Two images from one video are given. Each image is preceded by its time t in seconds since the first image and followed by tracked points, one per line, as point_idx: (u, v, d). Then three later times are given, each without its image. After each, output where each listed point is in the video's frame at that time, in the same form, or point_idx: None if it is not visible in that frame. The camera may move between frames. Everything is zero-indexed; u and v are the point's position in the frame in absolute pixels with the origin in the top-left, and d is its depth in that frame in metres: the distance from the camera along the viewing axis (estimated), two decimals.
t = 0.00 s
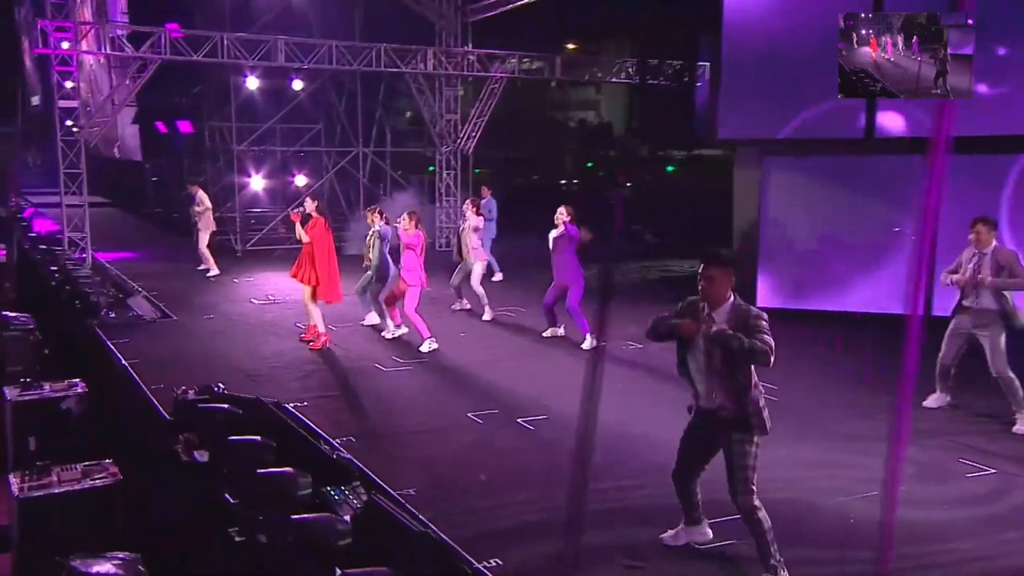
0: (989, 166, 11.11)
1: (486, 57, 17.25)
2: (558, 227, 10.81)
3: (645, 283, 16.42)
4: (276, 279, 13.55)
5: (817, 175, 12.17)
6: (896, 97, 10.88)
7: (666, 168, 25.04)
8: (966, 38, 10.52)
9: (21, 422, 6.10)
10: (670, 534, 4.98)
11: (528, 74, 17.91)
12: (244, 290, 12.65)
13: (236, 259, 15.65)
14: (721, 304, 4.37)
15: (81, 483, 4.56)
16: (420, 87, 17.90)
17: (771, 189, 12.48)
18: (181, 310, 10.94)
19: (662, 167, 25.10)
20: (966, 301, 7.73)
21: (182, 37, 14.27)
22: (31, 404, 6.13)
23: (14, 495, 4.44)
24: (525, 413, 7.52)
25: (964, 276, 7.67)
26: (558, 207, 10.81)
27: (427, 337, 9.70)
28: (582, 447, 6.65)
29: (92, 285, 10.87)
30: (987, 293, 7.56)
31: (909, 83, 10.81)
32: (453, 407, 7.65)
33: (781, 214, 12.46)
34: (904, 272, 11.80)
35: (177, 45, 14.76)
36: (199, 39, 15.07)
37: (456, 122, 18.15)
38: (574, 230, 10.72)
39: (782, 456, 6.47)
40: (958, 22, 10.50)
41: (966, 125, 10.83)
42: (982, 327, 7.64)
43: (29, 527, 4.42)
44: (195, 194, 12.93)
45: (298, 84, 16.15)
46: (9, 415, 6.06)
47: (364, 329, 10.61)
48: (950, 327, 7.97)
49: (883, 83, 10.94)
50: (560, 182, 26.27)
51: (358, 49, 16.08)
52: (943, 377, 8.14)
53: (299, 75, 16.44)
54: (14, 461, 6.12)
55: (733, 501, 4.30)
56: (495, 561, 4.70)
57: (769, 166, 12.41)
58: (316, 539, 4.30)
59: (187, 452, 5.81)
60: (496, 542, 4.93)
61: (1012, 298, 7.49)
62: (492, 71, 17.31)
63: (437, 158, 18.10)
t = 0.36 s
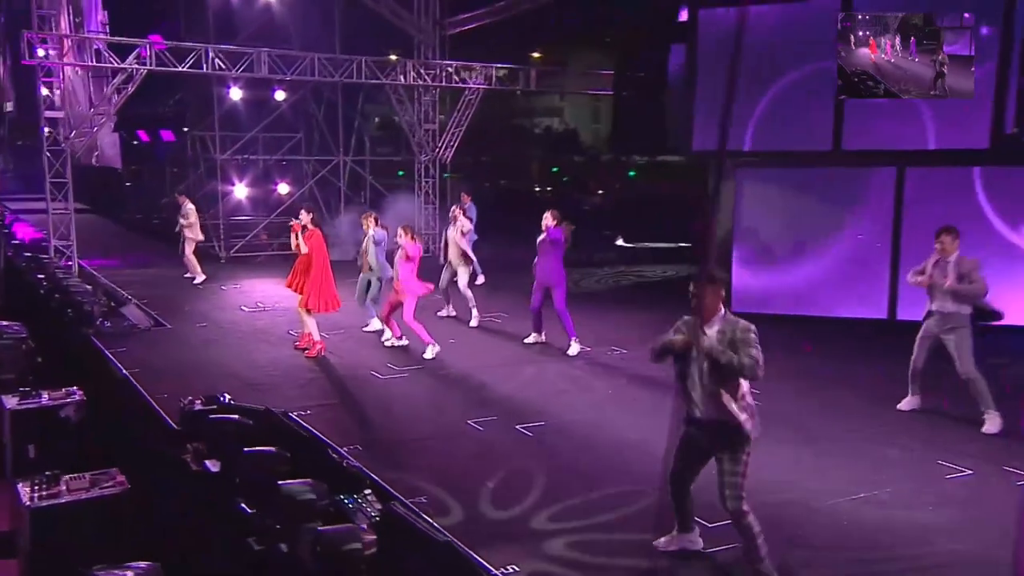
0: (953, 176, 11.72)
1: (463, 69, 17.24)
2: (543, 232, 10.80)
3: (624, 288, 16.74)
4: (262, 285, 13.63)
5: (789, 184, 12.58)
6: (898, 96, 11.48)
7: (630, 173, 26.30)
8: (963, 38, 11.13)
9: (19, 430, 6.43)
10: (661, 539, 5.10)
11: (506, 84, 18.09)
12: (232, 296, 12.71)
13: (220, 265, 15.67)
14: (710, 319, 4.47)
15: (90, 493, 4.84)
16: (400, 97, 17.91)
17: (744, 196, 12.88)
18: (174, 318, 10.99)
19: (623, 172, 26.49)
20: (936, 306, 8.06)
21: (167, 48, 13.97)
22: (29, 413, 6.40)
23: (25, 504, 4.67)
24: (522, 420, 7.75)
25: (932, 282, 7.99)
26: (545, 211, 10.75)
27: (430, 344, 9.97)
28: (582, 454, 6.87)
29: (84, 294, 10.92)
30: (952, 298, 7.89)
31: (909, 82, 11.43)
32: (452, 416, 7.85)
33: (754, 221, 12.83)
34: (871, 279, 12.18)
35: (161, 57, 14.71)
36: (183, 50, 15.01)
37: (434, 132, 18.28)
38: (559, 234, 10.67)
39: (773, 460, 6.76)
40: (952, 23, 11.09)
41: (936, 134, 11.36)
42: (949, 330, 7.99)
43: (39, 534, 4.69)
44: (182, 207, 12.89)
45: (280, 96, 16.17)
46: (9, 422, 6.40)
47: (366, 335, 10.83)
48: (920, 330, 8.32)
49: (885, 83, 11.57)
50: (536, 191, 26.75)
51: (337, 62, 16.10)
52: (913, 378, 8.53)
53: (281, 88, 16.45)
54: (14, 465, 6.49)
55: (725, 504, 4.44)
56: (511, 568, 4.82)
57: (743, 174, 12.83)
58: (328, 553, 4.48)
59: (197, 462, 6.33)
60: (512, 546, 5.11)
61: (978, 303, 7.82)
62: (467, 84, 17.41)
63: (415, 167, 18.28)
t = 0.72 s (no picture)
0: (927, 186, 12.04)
1: (446, 80, 17.42)
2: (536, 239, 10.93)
3: (608, 291, 17.04)
4: (253, 291, 13.74)
5: (766, 194, 12.93)
6: (901, 95, 11.81)
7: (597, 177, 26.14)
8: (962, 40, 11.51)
9: (24, 439, 6.38)
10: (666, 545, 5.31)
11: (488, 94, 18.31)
12: (225, 303, 12.81)
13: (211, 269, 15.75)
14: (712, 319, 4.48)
15: (103, 500, 4.87)
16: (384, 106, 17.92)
17: (723, 205, 13.28)
18: (173, 326, 11.11)
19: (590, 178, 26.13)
20: (918, 308, 8.44)
21: (159, 59, 14.06)
22: (35, 421, 6.42)
23: (43, 512, 4.68)
24: (526, 425, 8.01)
25: (917, 285, 8.34)
26: (536, 218, 10.86)
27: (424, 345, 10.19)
28: (590, 458, 7.14)
29: (81, 302, 10.97)
30: (936, 301, 8.28)
31: (911, 83, 11.77)
32: (457, 422, 8.07)
33: (732, 229, 13.24)
34: (844, 286, 12.57)
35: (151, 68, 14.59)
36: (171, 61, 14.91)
37: (418, 141, 18.38)
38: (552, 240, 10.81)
39: (769, 464, 7.09)
40: (949, 26, 11.47)
41: (903, 145, 11.84)
42: (932, 333, 8.36)
43: (55, 542, 4.70)
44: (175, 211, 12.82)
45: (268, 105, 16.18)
46: (14, 432, 6.35)
47: (360, 341, 10.98)
48: (904, 332, 8.65)
49: (888, 83, 11.90)
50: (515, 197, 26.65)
51: (324, 73, 16.13)
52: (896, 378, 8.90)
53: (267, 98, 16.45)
54: (19, 473, 6.43)
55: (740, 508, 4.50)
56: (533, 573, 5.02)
57: (723, 183, 13.21)
58: (356, 562, 4.69)
59: (213, 470, 6.52)
60: (531, 549, 5.36)
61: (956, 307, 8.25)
62: (451, 94, 17.56)
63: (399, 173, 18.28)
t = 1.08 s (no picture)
0: (902, 197, 12.60)
1: (433, 90, 17.20)
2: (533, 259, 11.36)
3: (596, 295, 17.28)
4: (251, 297, 13.91)
5: (748, 204, 13.33)
6: (906, 96, 12.06)
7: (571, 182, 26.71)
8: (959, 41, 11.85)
9: (37, 443, 6.67)
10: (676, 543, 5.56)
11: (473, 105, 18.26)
12: (225, 308, 12.97)
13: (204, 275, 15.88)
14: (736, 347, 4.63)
15: (123, 505, 5.22)
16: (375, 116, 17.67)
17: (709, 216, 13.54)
18: (176, 332, 11.29)
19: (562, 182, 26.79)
20: (901, 321, 8.89)
21: (154, 72, 14.07)
22: (45, 427, 6.71)
23: (66, 516, 5.07)
24: (530, 430, 8.31)
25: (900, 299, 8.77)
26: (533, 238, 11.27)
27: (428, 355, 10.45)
28: (595, 462, 7.44)
29: (86, 309, 11.17)
30: (918, 313, 8.73)
31: (912, 84, 12.01)
32: (463, 427, 8.34)
33: (715, 239, 13.55)
34: (823, 292, 13.03)
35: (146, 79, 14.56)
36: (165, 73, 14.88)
37: (405, 150, 18.10)
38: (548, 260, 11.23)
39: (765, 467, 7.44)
40: (947, 26, 11.78)
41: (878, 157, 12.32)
42: (915, 344, 8.81)
43: (78, 545, 5.07)
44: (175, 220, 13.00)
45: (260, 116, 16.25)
46: (28, 437, 6.64)
47: (361, 347, 11.22)
48: (886, 342, 9.08)
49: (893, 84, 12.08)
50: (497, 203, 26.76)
51: (314, 83, 16.10)
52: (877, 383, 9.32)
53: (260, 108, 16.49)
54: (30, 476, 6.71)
55: (744, 513, 4.67)
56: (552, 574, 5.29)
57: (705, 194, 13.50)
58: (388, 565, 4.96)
59: (232, 474, 6.75)
60: (547, 551, 5.64)
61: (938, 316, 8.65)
62: (438, 103, 17.38)
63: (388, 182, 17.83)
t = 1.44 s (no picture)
0: (874, 207, 13.15)
1: (419, 100, 17.40)
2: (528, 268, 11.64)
3: (584, 299, 17.54)
4: (247, 302, 14.07)
5: (730, 213, 13.80)
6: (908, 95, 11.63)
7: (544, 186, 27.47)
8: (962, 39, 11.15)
9: (49, 446, 6.75)
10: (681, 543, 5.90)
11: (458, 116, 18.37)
12: (223, 314, 13.13)
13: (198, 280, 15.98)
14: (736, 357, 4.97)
15: (144, 508, 5.77)
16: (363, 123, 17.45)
17: (691, 225, 14.01)
18: (179, 338, 11.50)
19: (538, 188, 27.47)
20: (877, 327, 9.33)
21: (150, 83, 14.19)
22: (60, 430, 6.81)
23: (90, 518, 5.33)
24: (532, 432, 8.63)
25: (876, 309, 9.20)
26: (528, 248, 11.44)
27: (432, 360, 10.81)
28: (597, 463, 7.79)
29: (90, 316, 11.34)
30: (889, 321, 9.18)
31: (913, 85, 11.22)
32: (469, 431, 8.63)
33: (697, 247, 14.00)
34: (797, 298, 13.58)
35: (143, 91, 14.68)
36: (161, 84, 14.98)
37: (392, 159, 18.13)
38: (543, 272, 11.52)
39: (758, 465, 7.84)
40: (943, 27, 11.16)
41: (850, 168, 12.83)
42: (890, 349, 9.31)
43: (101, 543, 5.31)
44: (173, 230, 13.27)
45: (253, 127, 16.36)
46: (41, 441, 6.74)
47: (362, 352, 11.47)
48: (863, 347, 9.55)
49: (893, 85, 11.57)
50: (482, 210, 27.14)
51: (306, 95, 16.30)
52: (855, 386, 9.77)
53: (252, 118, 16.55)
54: (42, 480, 6.69)
55: (749, 509, 4.94)
56: (569, 570, 5.59)
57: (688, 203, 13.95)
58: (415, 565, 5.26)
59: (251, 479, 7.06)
60: (563, 548, 5.97)
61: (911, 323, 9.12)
62: (424, 114, 17.53)
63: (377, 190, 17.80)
